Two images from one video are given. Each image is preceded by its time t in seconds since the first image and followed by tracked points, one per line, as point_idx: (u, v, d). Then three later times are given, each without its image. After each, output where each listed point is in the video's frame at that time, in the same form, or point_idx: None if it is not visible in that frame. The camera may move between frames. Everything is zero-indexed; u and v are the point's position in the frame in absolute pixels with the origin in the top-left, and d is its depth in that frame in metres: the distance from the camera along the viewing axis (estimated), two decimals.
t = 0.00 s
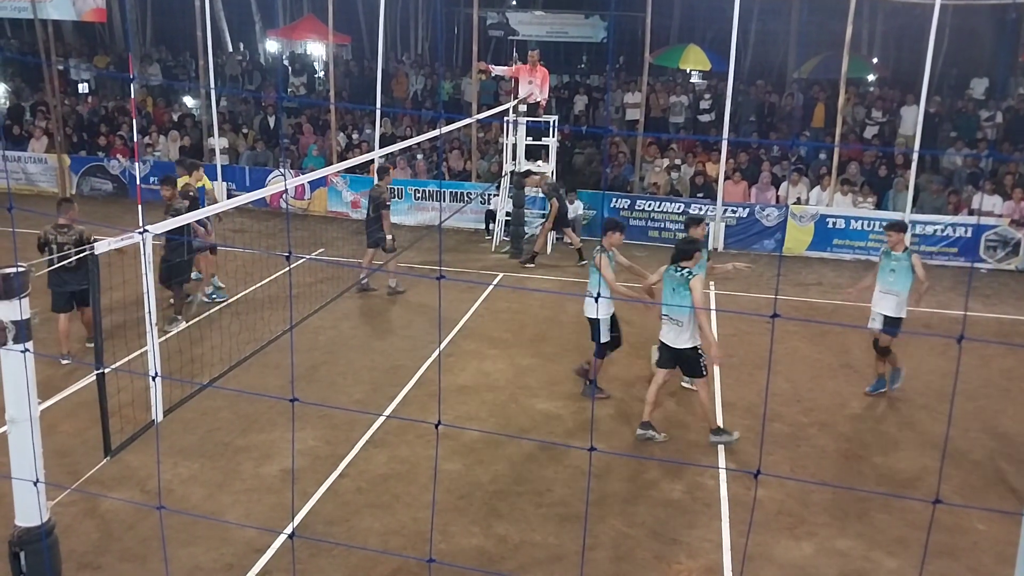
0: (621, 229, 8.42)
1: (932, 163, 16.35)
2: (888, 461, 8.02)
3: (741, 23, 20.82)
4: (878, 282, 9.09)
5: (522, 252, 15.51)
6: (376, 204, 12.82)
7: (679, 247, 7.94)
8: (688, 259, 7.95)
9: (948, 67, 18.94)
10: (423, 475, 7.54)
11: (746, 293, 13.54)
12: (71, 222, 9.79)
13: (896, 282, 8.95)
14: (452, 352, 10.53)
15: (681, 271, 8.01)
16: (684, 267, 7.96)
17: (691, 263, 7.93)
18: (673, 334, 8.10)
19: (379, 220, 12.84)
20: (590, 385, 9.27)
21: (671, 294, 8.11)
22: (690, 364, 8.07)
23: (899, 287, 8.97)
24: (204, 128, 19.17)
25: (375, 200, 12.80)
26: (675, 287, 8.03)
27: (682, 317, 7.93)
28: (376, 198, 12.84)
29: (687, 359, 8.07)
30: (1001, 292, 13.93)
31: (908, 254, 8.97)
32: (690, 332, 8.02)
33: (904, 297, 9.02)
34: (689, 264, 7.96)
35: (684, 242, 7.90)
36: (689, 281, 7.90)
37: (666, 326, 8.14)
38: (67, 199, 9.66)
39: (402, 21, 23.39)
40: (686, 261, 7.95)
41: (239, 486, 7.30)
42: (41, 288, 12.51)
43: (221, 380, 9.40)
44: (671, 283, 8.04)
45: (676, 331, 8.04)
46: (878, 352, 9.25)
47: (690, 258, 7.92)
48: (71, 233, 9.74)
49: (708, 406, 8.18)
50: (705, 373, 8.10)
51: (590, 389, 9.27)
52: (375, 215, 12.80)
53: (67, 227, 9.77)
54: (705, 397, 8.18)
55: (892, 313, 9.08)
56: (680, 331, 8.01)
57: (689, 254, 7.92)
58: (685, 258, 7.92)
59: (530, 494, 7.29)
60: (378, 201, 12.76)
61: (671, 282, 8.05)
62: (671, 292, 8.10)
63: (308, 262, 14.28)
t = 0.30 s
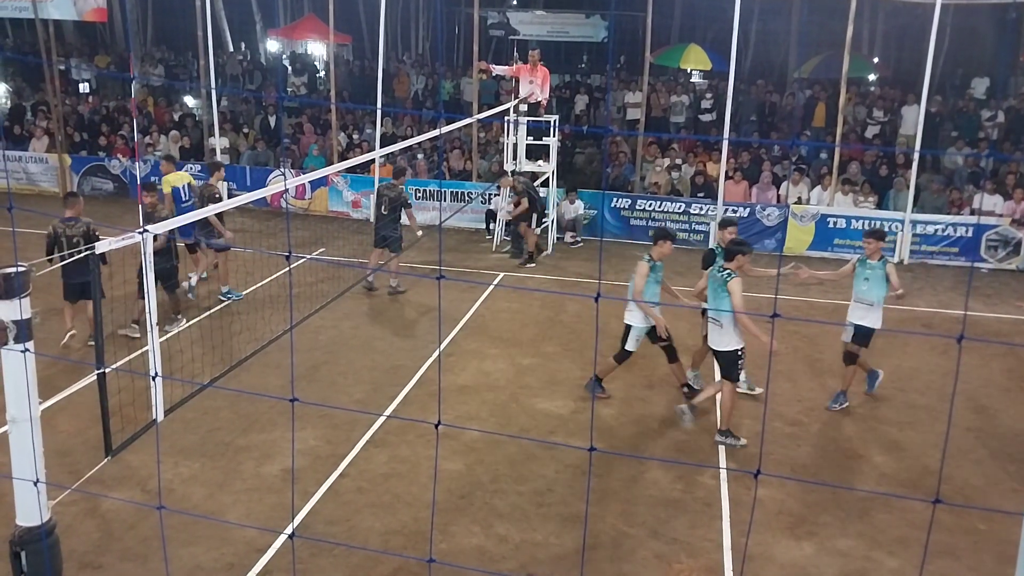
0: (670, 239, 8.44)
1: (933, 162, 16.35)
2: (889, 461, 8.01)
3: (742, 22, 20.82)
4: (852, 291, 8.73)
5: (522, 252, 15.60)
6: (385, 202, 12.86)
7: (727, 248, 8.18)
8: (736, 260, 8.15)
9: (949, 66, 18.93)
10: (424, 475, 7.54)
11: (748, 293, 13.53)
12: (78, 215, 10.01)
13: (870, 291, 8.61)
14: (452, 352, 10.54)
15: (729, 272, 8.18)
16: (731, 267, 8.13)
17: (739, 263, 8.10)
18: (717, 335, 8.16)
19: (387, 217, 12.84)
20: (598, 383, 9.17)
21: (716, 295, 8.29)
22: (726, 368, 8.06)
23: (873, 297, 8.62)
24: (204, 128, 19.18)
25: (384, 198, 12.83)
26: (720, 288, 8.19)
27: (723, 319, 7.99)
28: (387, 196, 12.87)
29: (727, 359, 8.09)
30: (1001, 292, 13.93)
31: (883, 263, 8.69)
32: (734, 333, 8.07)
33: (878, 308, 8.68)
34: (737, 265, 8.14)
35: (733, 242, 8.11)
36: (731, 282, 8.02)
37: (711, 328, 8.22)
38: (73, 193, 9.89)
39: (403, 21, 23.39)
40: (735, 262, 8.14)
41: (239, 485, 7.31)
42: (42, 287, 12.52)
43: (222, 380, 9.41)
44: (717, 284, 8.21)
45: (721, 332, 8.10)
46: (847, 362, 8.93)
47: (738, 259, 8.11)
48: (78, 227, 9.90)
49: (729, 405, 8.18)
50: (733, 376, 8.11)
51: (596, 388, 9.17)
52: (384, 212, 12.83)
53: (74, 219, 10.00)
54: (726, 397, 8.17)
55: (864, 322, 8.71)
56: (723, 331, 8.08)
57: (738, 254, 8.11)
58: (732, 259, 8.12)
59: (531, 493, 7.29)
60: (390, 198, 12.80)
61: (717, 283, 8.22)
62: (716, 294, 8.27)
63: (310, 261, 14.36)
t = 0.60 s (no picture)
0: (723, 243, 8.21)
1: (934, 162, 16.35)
2: (890, 461, 8.01)
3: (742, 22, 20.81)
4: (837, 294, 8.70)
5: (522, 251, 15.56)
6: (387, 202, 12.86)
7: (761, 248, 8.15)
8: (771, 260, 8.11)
9: (950, 66, 18.93)
10: (424, 474, 7.54)
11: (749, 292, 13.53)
12: (77, 210, 10.22)
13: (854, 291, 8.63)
14: (453, 352, 10.53)
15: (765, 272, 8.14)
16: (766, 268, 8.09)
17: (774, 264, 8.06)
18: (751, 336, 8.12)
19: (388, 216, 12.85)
20: (643, 391, 9.02)
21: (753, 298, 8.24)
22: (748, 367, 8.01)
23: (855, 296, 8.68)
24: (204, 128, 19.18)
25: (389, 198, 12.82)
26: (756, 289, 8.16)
27: (757, 319, 7.89)
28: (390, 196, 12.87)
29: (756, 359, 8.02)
30: (1001, 292, 13.93)
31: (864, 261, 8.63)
32: (767, 333, 7.98)
33: (860, 304, 8.70)
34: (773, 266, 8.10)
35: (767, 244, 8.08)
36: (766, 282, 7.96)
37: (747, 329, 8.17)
38: (72, 190, 10.09)
39: (403, 21, 23.41)
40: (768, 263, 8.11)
41: (240, 485, 7.31)
42: (43, 287, 12.52)
43: (222, 380, 9.40)
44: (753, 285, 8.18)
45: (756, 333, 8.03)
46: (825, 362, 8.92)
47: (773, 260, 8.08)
48: (71, 223, 10.10)
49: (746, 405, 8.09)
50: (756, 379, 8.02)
51: (642, 396, 9.02)
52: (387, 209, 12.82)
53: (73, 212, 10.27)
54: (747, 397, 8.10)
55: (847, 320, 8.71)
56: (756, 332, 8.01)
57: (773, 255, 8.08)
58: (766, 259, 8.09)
59: (532, 493, 7.29)
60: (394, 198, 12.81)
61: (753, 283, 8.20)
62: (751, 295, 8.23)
63: (311, 261, 14.30)
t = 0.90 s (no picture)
0: (738, 243, 8.15)
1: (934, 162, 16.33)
2: (890, 461, 8.00)
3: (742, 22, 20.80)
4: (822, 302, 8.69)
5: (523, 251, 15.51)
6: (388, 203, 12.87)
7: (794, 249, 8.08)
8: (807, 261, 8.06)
9: (950, 65, 18.93)
10: (424, 474, 7.53)
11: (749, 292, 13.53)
12: (71, 207, 10.37)
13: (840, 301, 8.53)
14: (453, 352, 10.53)
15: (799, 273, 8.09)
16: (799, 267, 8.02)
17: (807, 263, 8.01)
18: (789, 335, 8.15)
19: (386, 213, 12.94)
20: (668, 399, 8.86)
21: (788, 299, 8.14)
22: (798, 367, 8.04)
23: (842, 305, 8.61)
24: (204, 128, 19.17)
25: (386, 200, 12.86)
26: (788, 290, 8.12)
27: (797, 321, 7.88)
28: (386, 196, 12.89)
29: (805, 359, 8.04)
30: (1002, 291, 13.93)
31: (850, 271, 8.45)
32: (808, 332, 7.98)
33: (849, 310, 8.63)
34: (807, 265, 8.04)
35: (800, 243, 8.05)
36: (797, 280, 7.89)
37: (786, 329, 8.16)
38: (69, 186, 10.28)
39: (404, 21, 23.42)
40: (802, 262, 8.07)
41: (240, 485, 7.31)
42: (43, 287, 12.52)
43: (222, 379, 9.39)
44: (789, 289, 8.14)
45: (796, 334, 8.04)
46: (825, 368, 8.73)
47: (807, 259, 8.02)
48: (63, 219, 10.23)
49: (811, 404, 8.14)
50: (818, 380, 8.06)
51: (667, 406, 8.86)
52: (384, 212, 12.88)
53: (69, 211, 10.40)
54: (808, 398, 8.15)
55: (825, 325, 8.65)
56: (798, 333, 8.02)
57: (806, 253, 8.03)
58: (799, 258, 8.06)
59: (532, 493, 7.29)
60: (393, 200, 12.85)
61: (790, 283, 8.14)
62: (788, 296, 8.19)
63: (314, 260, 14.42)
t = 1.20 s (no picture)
0: (741, 249, 8.07)
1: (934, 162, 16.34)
2: (891, 461, 8.00)
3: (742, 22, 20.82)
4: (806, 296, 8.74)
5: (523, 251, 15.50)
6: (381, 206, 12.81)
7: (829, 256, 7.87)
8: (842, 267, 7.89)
9: (950, 65, 18.95)
10: (424, 474, 7.53)
11: (749, 292, 13.53)
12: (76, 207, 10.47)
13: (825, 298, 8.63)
14: (453, 352, 10.52)
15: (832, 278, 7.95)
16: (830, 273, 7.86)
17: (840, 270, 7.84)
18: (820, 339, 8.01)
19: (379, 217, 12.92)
20: (684, 407, 8.70)
21: (823, 306, 7.97)
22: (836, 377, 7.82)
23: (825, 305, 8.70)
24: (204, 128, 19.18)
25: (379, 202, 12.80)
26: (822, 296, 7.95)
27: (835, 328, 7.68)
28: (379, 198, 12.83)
29: (842, 368, 7.86)
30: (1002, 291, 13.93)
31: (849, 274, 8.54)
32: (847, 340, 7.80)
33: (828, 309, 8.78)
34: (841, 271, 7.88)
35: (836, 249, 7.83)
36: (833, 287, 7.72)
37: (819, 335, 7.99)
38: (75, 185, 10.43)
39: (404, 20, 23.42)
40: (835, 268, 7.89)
41: (240, 485, 7.31)
42: (44, 287, 12.53)
43: (222, 379, 9.39)
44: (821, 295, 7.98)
45: (832, 342, 7.86)
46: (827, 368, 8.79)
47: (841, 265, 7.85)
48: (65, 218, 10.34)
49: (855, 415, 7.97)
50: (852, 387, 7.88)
51: (682, 414, 8.70)
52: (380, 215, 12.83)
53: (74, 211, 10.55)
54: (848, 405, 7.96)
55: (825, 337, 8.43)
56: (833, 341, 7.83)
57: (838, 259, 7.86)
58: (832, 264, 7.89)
59: (532, 493, 7.29)
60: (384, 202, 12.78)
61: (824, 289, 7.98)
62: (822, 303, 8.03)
63: (314, 259, 14.37)
